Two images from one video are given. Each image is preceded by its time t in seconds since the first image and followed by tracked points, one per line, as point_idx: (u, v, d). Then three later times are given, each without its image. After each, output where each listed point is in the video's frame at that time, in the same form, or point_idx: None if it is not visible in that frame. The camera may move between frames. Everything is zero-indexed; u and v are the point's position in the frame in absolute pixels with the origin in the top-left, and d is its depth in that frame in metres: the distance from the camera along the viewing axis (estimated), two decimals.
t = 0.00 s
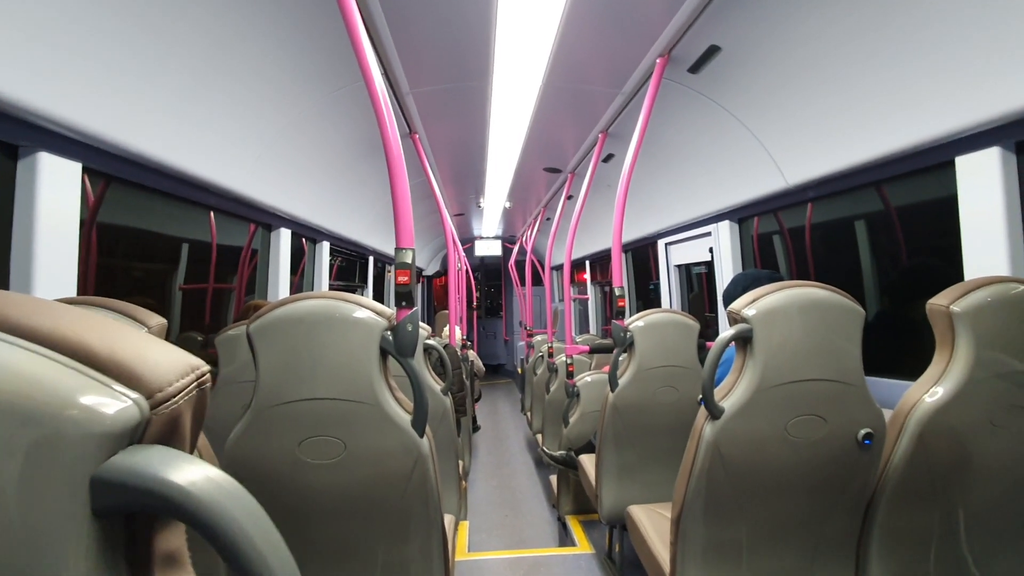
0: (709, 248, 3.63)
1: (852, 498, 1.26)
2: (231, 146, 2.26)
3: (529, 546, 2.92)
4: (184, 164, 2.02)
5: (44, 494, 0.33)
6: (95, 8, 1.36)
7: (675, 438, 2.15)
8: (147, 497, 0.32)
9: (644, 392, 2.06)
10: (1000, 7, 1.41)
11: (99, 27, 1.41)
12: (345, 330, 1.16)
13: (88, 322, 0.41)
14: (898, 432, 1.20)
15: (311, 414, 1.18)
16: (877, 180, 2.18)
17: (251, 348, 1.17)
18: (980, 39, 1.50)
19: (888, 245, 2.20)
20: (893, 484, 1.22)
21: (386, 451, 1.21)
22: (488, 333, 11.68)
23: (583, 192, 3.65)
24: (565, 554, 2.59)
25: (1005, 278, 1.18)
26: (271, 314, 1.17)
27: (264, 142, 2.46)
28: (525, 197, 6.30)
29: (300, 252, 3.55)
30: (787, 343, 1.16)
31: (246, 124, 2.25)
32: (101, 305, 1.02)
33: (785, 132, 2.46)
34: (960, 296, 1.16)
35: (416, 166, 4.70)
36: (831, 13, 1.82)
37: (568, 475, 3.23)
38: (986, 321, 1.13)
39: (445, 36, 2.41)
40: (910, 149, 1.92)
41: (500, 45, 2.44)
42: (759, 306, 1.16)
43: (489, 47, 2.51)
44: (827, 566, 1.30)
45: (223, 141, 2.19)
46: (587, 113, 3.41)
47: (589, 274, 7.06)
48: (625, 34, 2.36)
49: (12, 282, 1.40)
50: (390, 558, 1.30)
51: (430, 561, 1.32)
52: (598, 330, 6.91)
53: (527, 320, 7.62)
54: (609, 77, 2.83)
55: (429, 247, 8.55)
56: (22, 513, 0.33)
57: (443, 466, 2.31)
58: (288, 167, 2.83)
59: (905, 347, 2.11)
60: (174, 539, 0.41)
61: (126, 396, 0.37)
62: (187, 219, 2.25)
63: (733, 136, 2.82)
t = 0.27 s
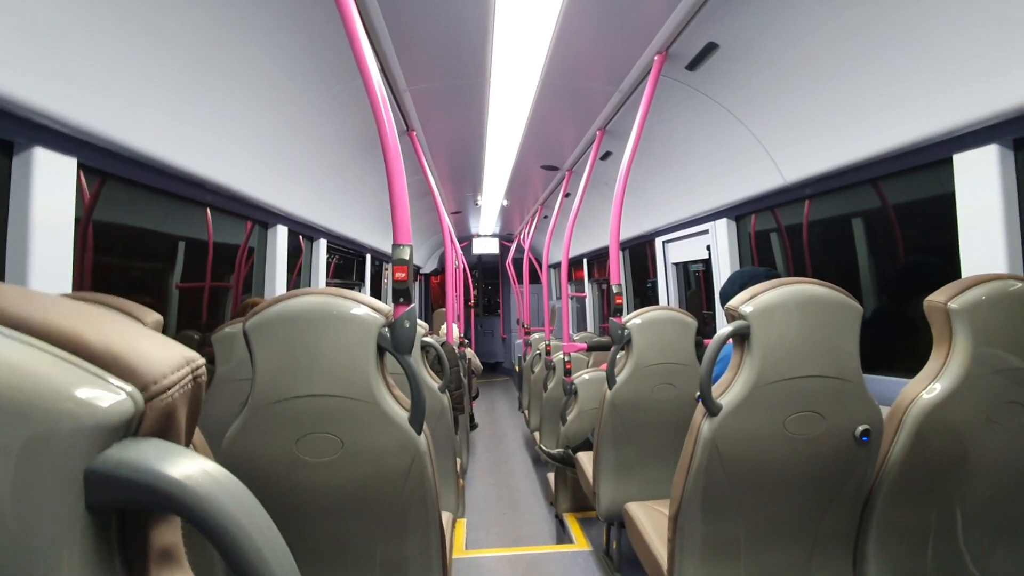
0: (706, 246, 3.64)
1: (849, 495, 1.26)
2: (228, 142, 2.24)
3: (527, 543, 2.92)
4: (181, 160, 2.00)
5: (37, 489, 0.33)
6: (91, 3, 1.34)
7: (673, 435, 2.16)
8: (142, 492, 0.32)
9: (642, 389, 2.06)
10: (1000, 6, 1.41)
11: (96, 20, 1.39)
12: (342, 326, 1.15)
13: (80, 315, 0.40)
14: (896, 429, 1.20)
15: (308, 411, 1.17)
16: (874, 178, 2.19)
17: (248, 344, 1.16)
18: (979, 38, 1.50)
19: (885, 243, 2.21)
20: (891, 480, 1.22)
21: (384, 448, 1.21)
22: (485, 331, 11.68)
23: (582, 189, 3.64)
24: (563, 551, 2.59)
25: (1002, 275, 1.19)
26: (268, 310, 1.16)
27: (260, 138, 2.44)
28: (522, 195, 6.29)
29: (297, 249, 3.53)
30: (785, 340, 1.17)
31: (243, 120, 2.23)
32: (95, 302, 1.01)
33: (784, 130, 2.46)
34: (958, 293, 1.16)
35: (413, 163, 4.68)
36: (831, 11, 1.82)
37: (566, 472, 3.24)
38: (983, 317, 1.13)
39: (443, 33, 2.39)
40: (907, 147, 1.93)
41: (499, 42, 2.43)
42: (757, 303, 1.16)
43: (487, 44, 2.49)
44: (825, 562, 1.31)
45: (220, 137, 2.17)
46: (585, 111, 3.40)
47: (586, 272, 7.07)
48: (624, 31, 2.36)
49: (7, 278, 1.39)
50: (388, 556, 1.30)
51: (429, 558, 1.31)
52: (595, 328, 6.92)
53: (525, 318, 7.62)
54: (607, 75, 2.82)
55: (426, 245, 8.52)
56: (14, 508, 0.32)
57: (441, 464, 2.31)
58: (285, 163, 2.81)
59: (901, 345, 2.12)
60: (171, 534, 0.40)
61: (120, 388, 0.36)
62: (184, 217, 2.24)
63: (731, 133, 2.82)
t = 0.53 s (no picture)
0: (706, 242, 3.64)
1: (848, 491, 1.27)
2: (227, 136, 2.23)
3: (525, 538, 2.94)
4: (180, 154, 1.98)
5: (44, 482, 0.33)
6: None
7: (672, 431, 2.17)
8: (149, 485, 0.32)
9: (642, 385, 2.07)
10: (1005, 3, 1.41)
11: (93, 11, 1.37)
12: (343, 321, 1.15)
13: (85, 308, 0.40)
14: (896, 425, 1.21)
15: (309, 406, 1.17)
16: (874, 175, 2.19)
17: (248, 339, 1.16)
18: (983, 36, 1.49)
19: (884, 241, 2.21)
20: (889, 476, 1.23)
21: (386, 443, 1.21)
22: (484, 327, 11.69)
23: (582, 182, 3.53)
24: (561, 545, 2.61)
25: (1003, 272, 1.19)
26: (269, 305, 1.16)
27: (259, 132, 2.42)
28: (522, 191, 6.27)
29: (296, 244, 3.51)
30: (786, 336, 1.17)
31: (242, 114, 2.21)
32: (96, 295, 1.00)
33: (785, 127, 2.45)
34: (959, 290, 1.17)
35: (413, 158, 4.66)
36: (834, 7, 1.81)
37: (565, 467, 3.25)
38: (984, 315, 1.13)
39: (444, 28, 2.37)
40: (908, 144, 1.93)
41: (499, 37, 2.41)
42: (758, 299, 1.16)
43: (488, 38, 2.47)
44: (823, 557, 1.32)
45: (219, 131, 2.16)
46: (585, 106, 3.38)
47: (586, 268, 7.07)
48: (626, 26, 2.34)
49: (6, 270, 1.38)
50: (389, 550, 1.31)
51: (429, 552, 1.32)
52: (594, 324, 6.93)
53: (524, 314, 7.63)
54: (608, 70, 2.80)
55: (425, 241, 8.50)
56: (21, 501, 0.32)
57: (440, 459, 2.31)
58: (284, 158, 2.80)
59: (900, 343, 2.13)
60: (177, 528, 0.41)
61: (126, 381, 0.36)
62: (182, 211, 2.22)
63: (732, 130, 2.81)
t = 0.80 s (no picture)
0: (705, 239, 3.64)
1: (848, 487, 1.27)
2: (225, 133, 2.21)
3: (525, 535, 2.95)
4: (178, 151, 1.97)
5: (40, 482, 0.32)
6: None
7: (672, 429, 2.17)
8: (147, 485, 0.31)
9: (641, 382, 2.07)
10: None
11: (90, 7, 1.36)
12: (343, 318, 1.14)
13: (82, 305, 0.40)
14: (897, 421, 1.21)
15: (309, 404, 1.17)
16: (874, 171, 2.19)
17: (248, 337, 1.15)
18: (984, 32, 1.49)
19: (884, 237, 2.21)
20: (889, 472, 1.24)
21: (386, 441, 1.21)
22: (483, 324, 11.69)
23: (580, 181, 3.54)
24: (561, 543, 2.62)
25: (1003, 268, 1.19)
26: (268, 302, 1.15)
27: (258, 129, 2.41)
28: (521, 188, 6.25)
29: (294, 242, 3.50)
30: (787, 333, 1.17)
31: (241, 111, 2.20)
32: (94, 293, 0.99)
33: (785, 123, 2.44)
34: (959, 286, 1.17)
35: (411, 155, 4.64)
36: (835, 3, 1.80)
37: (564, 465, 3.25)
38: (984, 310, 1.14)
39: (443, 24, 2.35)
40: (908, 140, 1.92)
41: (498, 33, 2.39)
42: (759, 296, 1.16)
43: (486, 34, 2.45)
44: (823, 553, 1.32)
45: (217, 128, 2.14)
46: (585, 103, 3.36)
47: (585, 265, 7.06)
48: (625, 22, 2.32)
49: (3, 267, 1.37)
50: (389, 548, 1.31)
51: (429, 550, 1.32)
52: (593, 322, 6.93)
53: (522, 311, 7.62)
54: (607, 66, 2.79)
55: (424, 238, 8.48)
56: (17, 501, 0.32)
57: (440, 456, 2.31)
58: (282, 155, 2.78)
59: (899, 339, 2.13)
60: (176, 528, 0.40)
61: (124, 379, 0.36)
62: (181, 209, 2.21)
63: (732, 126, 2.80)
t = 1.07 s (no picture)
0: (704, 236, 3.64)
1: (845, 483, 1.28)
2: (224, 129, 2.20)
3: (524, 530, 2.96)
4: (177, 147, 1.96)
5: (49, 475, 0.33)
6: None
7: (670, 425, 2.18)
8: (153, 477, 0.32)
9: (640, 379, 2.07)
10: None
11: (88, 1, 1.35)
12: (343, 315, 1.15)
13: (89, 300, 0.40)
14: (894, 418, 1.22)
15: (309, 399, 1.17)
16: (872, 169, 2.19)
17: (248, 332, 1.16)
18: (983, 29, 1.49)
19: (881, 235, 2.22)
20: (886, 468, 1.25)
21: (385, 436, 1.21)
22: (482, 321, 11.70)
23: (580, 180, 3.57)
24: (559, 538, 2.64)
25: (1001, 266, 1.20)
26: (268, 298, 1.15)
27: (257, 126, 2.40)
28: (520, 185, 6.25)
29: (293, 238, 3.49)
30: (785, 330, 1.17)
31: (239, 107, 2.19)
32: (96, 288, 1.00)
33: (784, 121, 2.44)
34: (956, 284, 1.18)
35: (411, 151, 4.63)
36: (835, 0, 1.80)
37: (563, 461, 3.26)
38: (982, 308, 1.14)
39: (442, 19, 2.34)
40: (906, 138, 1.93)
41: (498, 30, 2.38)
42: (757, 293, 1.17)
43: (485, 31, 2.44)
44: (820, 549, 1.33)
45: (216, 124, 2.13)
46: (584, 99, 3.36)
47: (584, 262, 7.06)
48: (625, 19, 2.32)
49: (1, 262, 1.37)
50: (389, 543, 1.31)
51: (429, 546, 1.32)
52: (592, 319, 6.94)
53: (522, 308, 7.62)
54: (606, 63, 2.78)
55: (423, 235, 8.47)
56: (27, 492, 0.32)
57: (439, 453, 2.32)
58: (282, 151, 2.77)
59: (897, 337, 2.14)
60: (181, 521, 0.40)
61: (131, 373, 0.36)
62: (179, 205, 2.20)
63: (731, 123, 2.80)
